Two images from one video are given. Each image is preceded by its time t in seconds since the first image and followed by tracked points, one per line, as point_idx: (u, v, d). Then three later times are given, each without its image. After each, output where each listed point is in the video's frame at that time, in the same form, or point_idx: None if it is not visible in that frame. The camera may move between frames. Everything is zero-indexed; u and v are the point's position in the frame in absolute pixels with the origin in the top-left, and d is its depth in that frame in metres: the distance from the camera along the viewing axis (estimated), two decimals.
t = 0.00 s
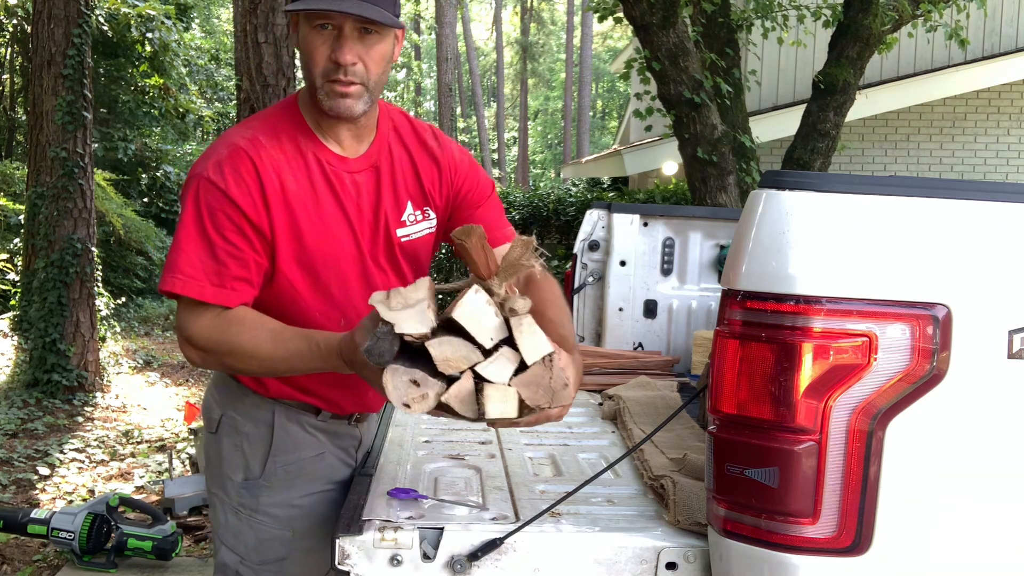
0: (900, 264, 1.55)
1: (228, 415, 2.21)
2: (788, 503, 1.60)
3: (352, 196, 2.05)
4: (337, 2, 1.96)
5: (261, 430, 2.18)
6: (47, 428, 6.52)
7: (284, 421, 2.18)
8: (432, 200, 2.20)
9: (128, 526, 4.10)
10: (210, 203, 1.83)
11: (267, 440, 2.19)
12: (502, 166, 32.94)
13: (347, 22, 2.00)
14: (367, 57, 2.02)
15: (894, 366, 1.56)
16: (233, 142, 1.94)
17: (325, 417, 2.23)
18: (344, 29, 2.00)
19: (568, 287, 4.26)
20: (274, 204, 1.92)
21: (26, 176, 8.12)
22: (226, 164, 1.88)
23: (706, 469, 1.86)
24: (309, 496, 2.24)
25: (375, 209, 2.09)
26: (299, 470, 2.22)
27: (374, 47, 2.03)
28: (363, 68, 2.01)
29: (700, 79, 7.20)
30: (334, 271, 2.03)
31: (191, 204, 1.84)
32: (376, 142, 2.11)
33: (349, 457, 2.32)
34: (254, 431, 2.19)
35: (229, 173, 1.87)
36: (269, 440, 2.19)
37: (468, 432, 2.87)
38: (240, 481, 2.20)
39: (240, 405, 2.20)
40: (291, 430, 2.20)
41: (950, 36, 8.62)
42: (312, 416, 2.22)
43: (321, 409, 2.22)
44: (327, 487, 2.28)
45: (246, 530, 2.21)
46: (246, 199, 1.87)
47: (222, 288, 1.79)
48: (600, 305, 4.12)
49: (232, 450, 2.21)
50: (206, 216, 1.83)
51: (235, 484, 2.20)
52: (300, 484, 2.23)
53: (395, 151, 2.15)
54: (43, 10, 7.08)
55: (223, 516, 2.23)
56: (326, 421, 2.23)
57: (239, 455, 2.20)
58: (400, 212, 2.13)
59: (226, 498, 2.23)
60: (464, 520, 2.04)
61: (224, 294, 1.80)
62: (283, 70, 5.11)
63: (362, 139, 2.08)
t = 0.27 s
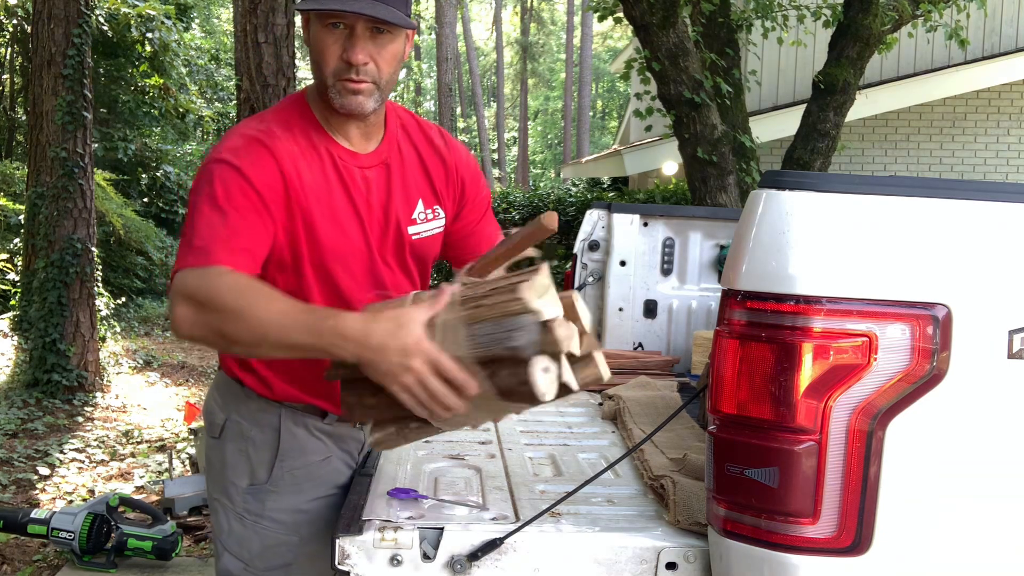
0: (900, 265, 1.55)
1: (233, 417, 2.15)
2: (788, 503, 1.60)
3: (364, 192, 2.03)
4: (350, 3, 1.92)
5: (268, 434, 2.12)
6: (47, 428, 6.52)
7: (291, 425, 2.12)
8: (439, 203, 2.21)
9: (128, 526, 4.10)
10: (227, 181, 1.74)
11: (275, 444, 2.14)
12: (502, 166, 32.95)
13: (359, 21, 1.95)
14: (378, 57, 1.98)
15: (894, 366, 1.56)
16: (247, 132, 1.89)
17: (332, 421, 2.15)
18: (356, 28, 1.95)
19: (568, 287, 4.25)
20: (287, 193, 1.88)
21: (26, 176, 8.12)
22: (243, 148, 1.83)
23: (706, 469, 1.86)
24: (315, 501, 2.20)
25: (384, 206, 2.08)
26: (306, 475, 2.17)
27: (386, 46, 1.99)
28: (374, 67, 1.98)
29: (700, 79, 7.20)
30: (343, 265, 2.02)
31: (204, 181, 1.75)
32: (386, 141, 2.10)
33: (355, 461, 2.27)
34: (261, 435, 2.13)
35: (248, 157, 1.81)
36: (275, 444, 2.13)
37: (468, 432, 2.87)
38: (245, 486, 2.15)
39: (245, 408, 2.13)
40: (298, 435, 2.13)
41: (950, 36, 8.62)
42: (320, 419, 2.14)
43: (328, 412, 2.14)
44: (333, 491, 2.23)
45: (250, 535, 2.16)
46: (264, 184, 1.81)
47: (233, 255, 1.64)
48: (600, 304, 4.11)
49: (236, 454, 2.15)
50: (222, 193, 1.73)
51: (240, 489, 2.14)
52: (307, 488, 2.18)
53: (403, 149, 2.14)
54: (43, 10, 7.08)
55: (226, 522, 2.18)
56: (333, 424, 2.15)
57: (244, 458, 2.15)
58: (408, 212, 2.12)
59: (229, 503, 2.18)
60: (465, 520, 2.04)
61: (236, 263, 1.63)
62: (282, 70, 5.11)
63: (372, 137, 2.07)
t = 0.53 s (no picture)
0: (901, 263, 1.55)
1: (227, 420, 2.15)
2: (788, 503, 1.60)
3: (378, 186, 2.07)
4: (365, 2, 1.91)
5: (262, 437, 2.12)
6: (47, 428, 6.52)
7: (285, 427, 2.11)
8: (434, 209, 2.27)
9: (128, 526, 4.10)
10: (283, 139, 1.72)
11: (270, 447, 2.13)
12: (502, 166, 32.96)
13: (372, 21, 1.95)
14: (389, 57, 1.98)
15: (894, 366, 1.56)
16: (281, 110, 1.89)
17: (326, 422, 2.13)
18: (368, 28, 1.95)
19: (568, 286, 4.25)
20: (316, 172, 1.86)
21: (26, 176, 8.12)
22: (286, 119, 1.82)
23: (707, 469, 1.86)
24: (311, 503, 2.19)
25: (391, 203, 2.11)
26: (302, 476, 2.16)
27: (397, 47, 1.99)
28: (385, 68, 1.98)
29: (700, 79, 7.20)
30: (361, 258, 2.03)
31: (243, 150, 1.69)
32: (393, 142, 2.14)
33: (350, 462, 2.26)
34: (255, 438, 2.13)
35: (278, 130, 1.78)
36: (271, 447, 2.13)
37: (468, 432, 2.87)
38: (240, 490, 2.15)
39: (238, 412, 2.12)
40: (292, 438, 2.12)
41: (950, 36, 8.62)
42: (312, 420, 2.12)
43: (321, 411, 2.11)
44: (329, 492, 2.22)
45: (247, 539, 2.16)
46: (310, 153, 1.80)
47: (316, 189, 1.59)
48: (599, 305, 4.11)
49: (232, 457, 2.15)
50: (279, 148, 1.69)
51: (235, 493, 2.14)
52: (302, 491, 2.17)
53: (405, 153, 2.18)
54: (43, 10, 7.08)
55: (223, 526, 2.18)
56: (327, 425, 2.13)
57: (239, 461, 2.15)
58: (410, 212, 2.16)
59: (226, 507, 2.18)
60: (464, 520, 2.04)
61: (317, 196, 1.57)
62: (282, 70, 5.12)
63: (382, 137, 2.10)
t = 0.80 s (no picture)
0: (901, 263, 1.55)
1: (214, 425, 2.12)
2: (788, 503, 1.60)
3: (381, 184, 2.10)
4: (368, 5, 1.90)
5: (250, 440, 2.11)
6: (47, 428, 6.52)
7: (274, 431, 2.11)
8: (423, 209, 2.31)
9: (128, 526, 4.10)
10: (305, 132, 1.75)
11: (258, 451, 2.12)
12: (502, 166, 32.98)
13: (374, 23, 1.95)
14: (390, 58, 1.98)
15: (894, 366, 1.56)
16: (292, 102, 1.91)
17: (317, 424, 2.15)
18: (370, 30, 1.95)
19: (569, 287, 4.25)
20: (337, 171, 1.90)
21: (26, 176, 8.12)
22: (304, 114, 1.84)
23: (707, 470, 1.86)
24: (301, 506, 2.19)
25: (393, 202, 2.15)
26: (292, 479, 2.16)
27: (397, 49, 1.99)
28: (386, 69, 1.98)
29: (701, 79, 7.20)
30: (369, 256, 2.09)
31: (270, 147, 1.71)
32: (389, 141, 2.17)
33: (340, 464, 2.27)
34: (243, 442, 2.11)
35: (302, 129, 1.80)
36: (259, 450, 2.12)
37: (467, 432, 2.87)
38: (228, 494, 2.13)
39: (226, 415, 2.10)
40: (282, 441, 2.13)
41: (950, 36, 8.63)
42: (301, 421, 2.13)
43: (310, 412, 2.13)
44: (319, 494, 2.23)
45: (235, 544, 2.15)
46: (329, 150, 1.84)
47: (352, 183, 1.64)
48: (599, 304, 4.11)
49: (218, 462, 2.12)
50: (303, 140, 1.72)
51: (223, 498, 2.12)
52: (292, 494, 2.17)
53: (400, 152, 2.21)
54: (43, 10, 7.08)
55: (211, 531, 2.16)
56: (317, 425, 2.15)
57: (226, 467, 2.12)
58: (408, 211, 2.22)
59: (212, 512, 2.15)
60: (464, 520, 2.04)
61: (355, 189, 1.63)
62: (282, 70, 5.12)
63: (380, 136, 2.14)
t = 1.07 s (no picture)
0: (901, 263, 1.55)
1: (211, 427, 2.11)
2: (788, 502, 1.60)
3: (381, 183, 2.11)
4: (368, 5, 1.90)
5: (248, 443, 2.10)
6: (47, 428, 6.52)
7: (272, 433, 2.10)
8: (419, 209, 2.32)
9: (128, 526, 4.10)
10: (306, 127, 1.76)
11: (255, 454, 2.11)
12: (502, 166, 32.99)
13: (374, 23, 1.95)
14: (391, 58, 1.98)
15: (894, 366, 1.56)
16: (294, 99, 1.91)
17: (314, 426, 2.15)
18: (370, 30, 1.95)
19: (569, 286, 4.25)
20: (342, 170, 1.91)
21: (26, 176, 8.11)
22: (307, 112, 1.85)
23: (706, 469, 1.86)
24: (298, 508, 2.19)
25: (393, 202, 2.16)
26: (289, 481, 2.17)
27: (398, 48, 1.99)
28: (386, 69, 1.98)
29: (701, 78, 7.20)
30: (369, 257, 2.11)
31: (276, 145, 1.71)
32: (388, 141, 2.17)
33: (337, 466, 2.28)
34: (240, 444, 2.10)
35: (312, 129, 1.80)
36: (256, 453, 2.11)
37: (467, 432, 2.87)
38: (225, 497, 2.12)
39: (223, 418, 2.09)
40: (279, 444, 2.13)
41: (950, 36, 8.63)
42: (299, 423, 2.14)
43: (308, 414, 2.14)
44: (315, 496, 2.23)
45: (232, 547, 2.14)
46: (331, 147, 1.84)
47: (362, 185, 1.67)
48: (600, 304, 4.11)
49: (216, 465, 2.11)
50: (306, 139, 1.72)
51: (220, 501, 2.11)
52: (290, 496, 2.17)
53: (398, 152, 2.22)
54: (43, 10, 7.08)
55: (208, 534, 2.15)
56: (314, 427, 2.15)
57: (224, 470, 2.11)
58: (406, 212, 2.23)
59: (209, 515, 2.14)
60: (464, 520, 2.04)
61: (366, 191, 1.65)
62: (282, 70, 5.12)
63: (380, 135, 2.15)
